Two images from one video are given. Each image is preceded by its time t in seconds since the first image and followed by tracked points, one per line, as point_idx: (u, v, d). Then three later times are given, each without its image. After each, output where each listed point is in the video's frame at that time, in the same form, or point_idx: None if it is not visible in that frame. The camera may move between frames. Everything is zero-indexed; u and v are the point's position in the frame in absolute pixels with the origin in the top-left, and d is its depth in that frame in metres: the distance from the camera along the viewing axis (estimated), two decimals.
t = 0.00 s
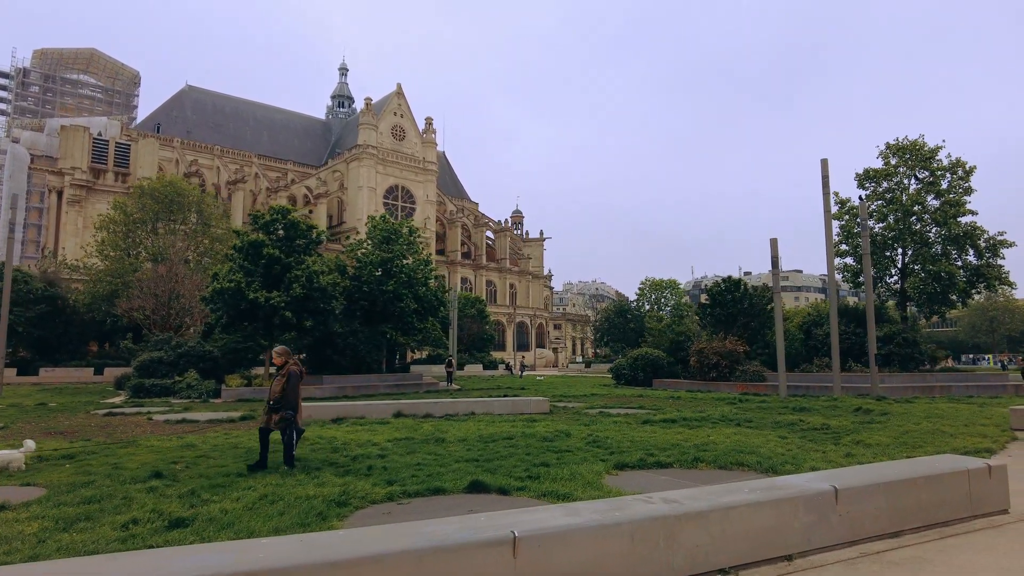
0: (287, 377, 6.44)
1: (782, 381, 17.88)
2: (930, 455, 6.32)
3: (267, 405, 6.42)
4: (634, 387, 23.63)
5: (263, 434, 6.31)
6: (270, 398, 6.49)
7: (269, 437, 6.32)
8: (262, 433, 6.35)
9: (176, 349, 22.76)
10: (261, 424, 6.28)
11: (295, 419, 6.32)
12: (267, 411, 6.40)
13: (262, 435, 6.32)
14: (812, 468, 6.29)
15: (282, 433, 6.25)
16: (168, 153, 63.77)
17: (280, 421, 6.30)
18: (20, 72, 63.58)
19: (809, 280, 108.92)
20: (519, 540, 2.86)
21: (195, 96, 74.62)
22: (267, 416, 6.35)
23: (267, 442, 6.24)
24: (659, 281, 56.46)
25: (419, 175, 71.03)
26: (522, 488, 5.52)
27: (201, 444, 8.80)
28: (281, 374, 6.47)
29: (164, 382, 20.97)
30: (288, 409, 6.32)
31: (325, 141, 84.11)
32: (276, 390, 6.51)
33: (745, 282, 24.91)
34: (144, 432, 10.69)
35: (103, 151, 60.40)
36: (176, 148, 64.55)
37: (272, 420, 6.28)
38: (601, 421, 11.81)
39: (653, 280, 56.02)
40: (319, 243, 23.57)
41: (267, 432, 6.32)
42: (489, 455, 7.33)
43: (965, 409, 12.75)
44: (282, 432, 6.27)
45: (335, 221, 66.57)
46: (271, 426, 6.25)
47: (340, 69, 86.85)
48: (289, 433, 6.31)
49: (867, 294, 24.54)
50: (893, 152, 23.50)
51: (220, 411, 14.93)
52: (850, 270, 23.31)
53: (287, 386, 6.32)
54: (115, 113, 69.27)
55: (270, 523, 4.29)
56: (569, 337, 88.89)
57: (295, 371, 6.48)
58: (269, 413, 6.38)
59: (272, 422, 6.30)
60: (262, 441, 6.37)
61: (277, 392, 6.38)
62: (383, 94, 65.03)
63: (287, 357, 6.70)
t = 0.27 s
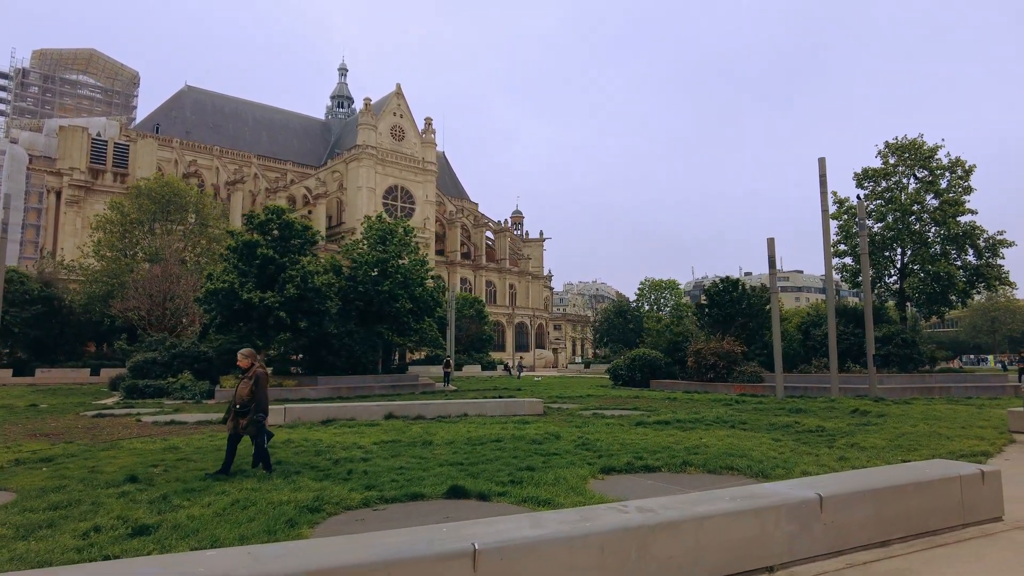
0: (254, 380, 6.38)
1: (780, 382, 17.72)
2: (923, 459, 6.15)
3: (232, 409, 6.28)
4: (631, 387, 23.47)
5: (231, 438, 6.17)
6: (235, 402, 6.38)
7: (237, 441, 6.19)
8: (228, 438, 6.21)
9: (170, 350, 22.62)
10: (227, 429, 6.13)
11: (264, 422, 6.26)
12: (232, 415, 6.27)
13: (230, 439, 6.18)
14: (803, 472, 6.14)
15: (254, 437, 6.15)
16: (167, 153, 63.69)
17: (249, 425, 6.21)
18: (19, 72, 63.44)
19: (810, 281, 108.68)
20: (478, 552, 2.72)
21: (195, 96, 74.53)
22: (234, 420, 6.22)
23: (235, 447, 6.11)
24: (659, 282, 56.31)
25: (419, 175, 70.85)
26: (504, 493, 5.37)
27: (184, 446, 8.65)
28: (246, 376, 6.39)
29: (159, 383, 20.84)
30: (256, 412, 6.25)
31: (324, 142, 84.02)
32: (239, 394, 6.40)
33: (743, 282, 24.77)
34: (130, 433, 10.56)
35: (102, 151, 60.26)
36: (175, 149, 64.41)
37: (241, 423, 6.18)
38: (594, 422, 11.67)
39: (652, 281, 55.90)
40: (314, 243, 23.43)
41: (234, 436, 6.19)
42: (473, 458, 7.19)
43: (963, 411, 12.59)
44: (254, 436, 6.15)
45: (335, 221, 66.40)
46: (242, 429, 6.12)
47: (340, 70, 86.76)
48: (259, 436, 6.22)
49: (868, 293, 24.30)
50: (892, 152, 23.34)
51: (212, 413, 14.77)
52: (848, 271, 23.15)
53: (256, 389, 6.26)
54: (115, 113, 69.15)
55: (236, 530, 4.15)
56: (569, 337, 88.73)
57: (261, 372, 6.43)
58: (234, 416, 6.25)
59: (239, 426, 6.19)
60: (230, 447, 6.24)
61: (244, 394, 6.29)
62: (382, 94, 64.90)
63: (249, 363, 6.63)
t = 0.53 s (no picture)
0: (218, 376, 6.17)
1: (780, 381, 17.56)
2: (922, 461, 5.99)
3: (197, 407, 6.09)
4: (631, 387, 23.32)
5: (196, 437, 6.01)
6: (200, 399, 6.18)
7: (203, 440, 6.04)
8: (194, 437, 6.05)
9: (168, 349, 22.53)
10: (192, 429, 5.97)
11: (230, 418, 6.09)
12: (197, 413, 6.09)
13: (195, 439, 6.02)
14: (798, 474, 5.99)
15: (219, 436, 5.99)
16: (168, 153, 63.69)
17: (214, 423, 6.04)
18: (21, 72, 63.37)
19: (813, 280, 108.27)
20: (444, 560, 2.57)
21: (197, 95, 74.54)
22: (199, 419, 6.04)
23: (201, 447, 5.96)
24: (661, 280, 56.13)
25: (420, 174, 70.71)
26: (490, 495, 5.25)
27: (172, 446, 8.54)
28: (209, 372, 6.17)
29: (156, 382, 20.74)
30: (221, 409, 6.07)
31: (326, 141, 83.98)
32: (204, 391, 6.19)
33: (744, 280, 24.58)
34: (121, 433, 10.46)
35: (104, 151, 60.28)
36: (177, 148, 64.42)
37: (206, 422, 5.99)
38: (590, 422, 11.53)
39: (654, 280, 55.77)
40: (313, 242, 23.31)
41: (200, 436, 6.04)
42: (463, 459, 7.06)
43: (966, 411, 12.41)
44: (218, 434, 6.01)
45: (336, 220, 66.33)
46: (205, 429, 5.96)
47: (342, 69, 86.65)
48: (225, 433, 6.07)
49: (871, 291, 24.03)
50: (894, 149, 23.14)
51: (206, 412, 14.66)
52: (850, 269, 22.94)
53: (220, 386, 6.05)
54: (117, 113, 69.12)
55: (207, 534, 4.02)
56: (571, 336, 88.56)
57: (225, 367, 6.20)
58: (200, 415, 6.07)
59: (205, 425, 6.02)
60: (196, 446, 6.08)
61: (208, 392, 6.08)
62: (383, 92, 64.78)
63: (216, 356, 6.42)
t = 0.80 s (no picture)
0: (191, 374, 6.05)
1: (784, 381, 17.32)
2: (928, 466, 5.78)
3: (168, 406, 5.95)
4: (635, 386, 23.11)
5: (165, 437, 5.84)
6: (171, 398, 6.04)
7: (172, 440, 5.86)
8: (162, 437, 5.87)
9: (169, 348, 22.46)
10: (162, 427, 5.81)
11: (200, 418, 5.96)
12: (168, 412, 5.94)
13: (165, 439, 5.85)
14: (798, 478, 5.80)
15: (189, 436, 5.83)
16: (174, 152, 63.83)
17: (185, 422, 5.89)
18: (28, 73, 63.45)
19: (821, 279, 107.69)
20: (406, 571, 2.42)
21: (202, 95, 74.72)
22: (170, 418, 5.89)
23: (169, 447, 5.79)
24: (666, 279, 55.88)
25: (425, 174, 70.58)
26: (478, 499, 5.09)
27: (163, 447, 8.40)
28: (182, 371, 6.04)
29: (157, 381, 20.66)
30: (193, 408, 5.94)
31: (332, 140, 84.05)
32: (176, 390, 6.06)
33: (748, 279, 24.33)
34: (114, 433, 10.34)
35: (110, 150, 60.41)
36: (183, 147, 64.55)
37: (177, 421, 5.84)
38: (590, 422, 11.34)
39: (659, 279, 55.54)
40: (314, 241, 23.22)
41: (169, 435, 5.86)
42: (455, 461, 6.89)
43: (974, 412, 12.16)
44: (187, 435, 5.84)
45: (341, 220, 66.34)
46: (175, 428, 5.81)
47: (347, 68, 86.66)
48: (194, 434, 5.93)
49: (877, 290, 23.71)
50: (901, 146, 22.83)
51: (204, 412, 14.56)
52: (856, 268, 22.63)
53: (193, 384, 5.93)
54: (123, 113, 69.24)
55: (179, 538, 3.88)
56: (577, 336, 88.34)
57: (199, 366, 6.09)
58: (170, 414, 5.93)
59: (175, 424, 5.87)
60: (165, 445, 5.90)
61: (181, 390, 5.96)
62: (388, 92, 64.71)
63: (190, 356, 6.32)
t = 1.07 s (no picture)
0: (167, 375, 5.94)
1: (789, 381, 17.11)
2: (933, 470, 5.61)
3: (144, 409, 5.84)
4: (639, 386, 22.95)
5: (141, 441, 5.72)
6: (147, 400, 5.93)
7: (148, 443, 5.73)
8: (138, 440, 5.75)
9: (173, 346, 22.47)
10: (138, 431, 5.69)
11: (177, 421, 5.82)
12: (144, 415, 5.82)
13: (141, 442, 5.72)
14: (797, 481, 5.64)
15: (165, 439, 5.69)
16: (182, 152, 64.09)
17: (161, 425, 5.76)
18: (37, 74, 63.85)
19: (830, 277, 106.87)
20: None
21: (209, 95, 75.00)
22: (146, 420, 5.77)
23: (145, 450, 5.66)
24: (673, 278, 55.61)
25: (432, 173, 70.49)
26: (466, 502, 4.98)
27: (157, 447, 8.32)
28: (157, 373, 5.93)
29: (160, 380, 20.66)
30: (169, 411, 5.81)
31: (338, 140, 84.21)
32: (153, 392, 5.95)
33: (754, 278, 24.11)
34: (112, 433, 10.28)
35: (117, 151, 60.66)
36: (190, 148, 64.79)
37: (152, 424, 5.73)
38: (591, 423, 11.19)
39: (666, 278, 55.29)
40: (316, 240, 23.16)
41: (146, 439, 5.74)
42: (448, 462, 6.78)
43: (984, 413, 11.92)
44: (163, 438, 5.70)
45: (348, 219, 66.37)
46: (150, 431, 5.69)
47: (353, 68, 86.71)
48: (171, 437, 5.78)
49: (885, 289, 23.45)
50: (910, 142, 22.50)
51: (204, 411, 14.50)
52: (863, 266, 22.35)
53: (169, 385, 5.81)
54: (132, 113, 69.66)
55: (151, 542, 3.77)
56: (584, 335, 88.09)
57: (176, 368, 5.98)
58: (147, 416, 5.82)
59: (151, 427, 5.74)
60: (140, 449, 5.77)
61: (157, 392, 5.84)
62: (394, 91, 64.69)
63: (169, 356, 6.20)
